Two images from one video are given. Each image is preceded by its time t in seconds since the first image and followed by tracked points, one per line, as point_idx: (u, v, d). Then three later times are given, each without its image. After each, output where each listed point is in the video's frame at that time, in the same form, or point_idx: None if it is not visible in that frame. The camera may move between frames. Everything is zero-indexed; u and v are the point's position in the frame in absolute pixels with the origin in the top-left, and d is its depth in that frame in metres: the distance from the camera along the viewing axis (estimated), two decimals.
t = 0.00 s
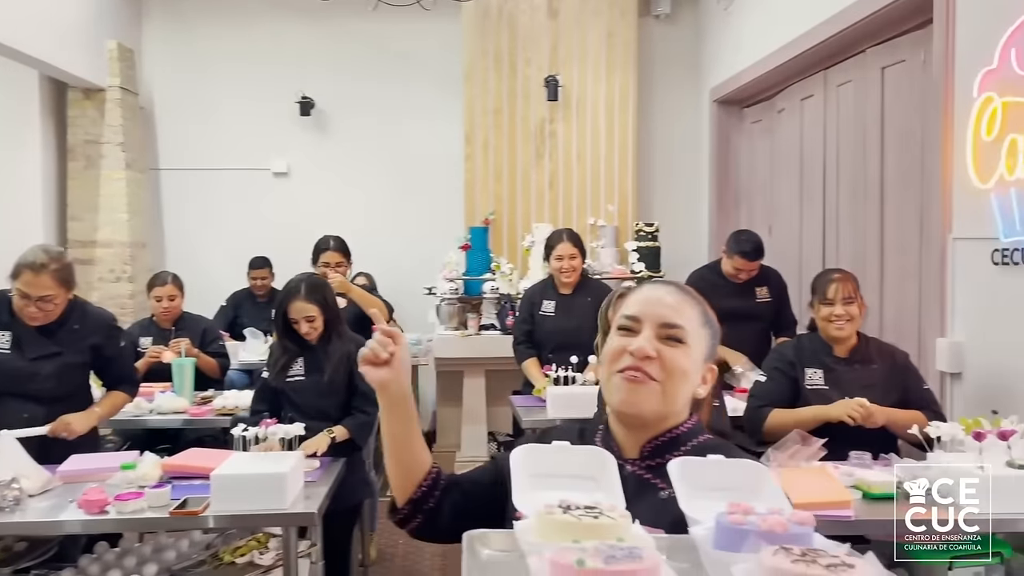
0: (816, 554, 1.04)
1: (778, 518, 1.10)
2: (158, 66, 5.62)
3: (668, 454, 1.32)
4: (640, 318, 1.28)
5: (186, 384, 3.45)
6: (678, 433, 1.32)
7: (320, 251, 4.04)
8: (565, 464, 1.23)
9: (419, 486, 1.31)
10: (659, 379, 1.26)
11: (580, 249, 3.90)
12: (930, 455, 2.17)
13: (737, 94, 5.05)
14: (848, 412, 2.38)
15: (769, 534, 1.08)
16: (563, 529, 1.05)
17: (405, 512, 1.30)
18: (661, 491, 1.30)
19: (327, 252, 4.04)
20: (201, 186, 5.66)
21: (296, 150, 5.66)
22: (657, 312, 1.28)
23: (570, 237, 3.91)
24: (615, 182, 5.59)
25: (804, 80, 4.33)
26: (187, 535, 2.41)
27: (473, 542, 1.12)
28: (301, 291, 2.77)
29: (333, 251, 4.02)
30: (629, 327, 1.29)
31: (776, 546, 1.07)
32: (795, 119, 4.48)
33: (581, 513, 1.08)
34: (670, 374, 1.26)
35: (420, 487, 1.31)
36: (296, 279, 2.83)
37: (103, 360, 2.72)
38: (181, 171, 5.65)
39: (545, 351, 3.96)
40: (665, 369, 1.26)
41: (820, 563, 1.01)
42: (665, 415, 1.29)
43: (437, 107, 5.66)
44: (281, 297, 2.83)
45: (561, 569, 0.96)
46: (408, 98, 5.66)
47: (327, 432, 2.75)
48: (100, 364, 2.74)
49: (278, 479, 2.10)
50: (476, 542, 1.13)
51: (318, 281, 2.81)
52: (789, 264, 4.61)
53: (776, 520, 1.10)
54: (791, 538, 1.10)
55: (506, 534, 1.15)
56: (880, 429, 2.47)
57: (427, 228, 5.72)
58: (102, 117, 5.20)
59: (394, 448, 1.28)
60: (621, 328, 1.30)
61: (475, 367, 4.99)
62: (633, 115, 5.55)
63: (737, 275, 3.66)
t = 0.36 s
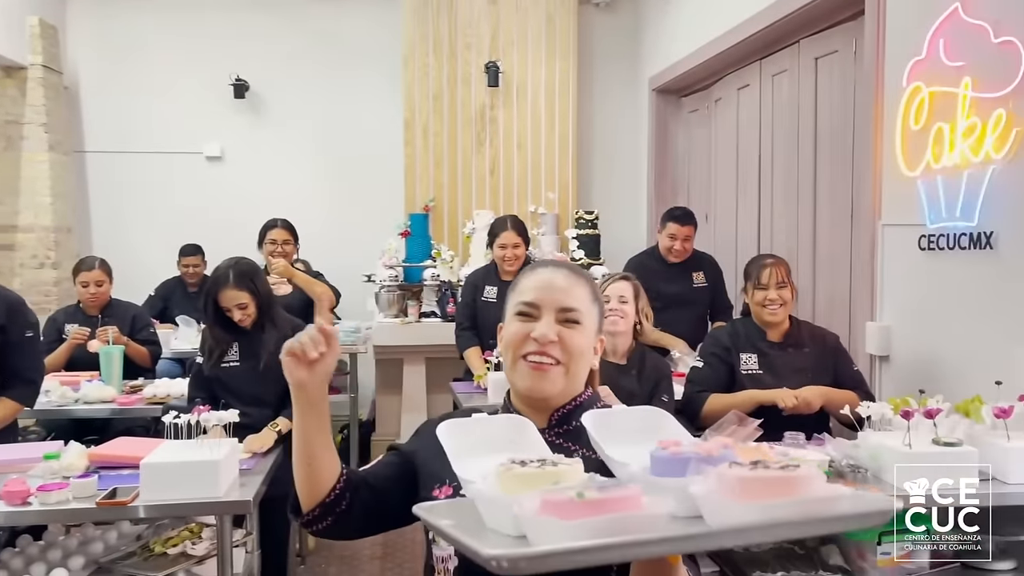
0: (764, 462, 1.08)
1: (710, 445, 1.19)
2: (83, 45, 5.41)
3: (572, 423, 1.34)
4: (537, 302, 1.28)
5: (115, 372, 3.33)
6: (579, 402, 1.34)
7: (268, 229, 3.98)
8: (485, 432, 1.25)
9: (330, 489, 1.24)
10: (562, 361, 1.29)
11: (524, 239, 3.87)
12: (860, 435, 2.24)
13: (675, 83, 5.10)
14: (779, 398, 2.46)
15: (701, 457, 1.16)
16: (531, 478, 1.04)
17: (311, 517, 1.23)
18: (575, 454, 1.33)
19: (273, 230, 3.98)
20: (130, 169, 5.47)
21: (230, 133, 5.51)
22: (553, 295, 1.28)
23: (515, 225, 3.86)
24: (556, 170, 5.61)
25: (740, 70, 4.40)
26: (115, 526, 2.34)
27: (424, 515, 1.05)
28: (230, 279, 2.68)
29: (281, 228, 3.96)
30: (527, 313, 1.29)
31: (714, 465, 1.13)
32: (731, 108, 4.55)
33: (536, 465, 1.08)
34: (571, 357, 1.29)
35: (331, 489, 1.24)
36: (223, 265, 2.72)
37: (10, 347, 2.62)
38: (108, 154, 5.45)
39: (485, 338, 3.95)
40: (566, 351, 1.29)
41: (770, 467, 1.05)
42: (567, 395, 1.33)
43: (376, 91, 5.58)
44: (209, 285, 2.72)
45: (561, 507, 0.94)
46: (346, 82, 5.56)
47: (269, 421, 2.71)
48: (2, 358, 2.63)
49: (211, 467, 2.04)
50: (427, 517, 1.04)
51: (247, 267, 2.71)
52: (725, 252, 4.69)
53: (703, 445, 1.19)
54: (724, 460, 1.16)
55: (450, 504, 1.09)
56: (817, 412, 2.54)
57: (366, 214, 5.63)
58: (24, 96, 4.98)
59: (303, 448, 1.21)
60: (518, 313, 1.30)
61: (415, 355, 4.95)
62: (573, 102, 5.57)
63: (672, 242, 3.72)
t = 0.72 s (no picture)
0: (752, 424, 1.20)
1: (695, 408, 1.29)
2: (35, 20, 5.24)
3: (532, 381, 1.34)
4: (471, 254, 1.32)
5: (73, 356, 3.26)
6: (534, 361, 1.35)
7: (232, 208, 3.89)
8: (472, 397, 1.27)
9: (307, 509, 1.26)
10: (510, 296, 1.29)
11: (488, 223, 3.82)
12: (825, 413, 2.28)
13: (640, 67, 5.11)
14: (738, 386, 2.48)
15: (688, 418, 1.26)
16: (539, 437, 1.10)
17: (300, 537, 1.25)
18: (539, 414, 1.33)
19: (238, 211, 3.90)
20: (86, 150, 5.33)
21: (190, 113, 5.40)
22: (483, 250, 1.34)
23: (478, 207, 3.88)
24: (522, 153, 5.59)
25: (705, 54, 4.42)
26: (75, 511, 2.28)
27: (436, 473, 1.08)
28: (190, 261, 2.61)
29: (247, 208, 3.89)
30: (464, 266, 1.32)
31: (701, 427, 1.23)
32: (696, 92, 4.57)
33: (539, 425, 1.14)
34: (518, 295, 1.30)
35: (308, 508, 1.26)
36: (181, 247, 2.64)
37: None
38: (63, 134, 5.31)
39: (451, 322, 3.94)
40: (513, 290, 1.30)
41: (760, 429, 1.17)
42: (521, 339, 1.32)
43: (340, 72, 5.50)
44: (167, 268, 2.65)
45: (582, 460, 1.00)
46: (309, 62, 5.47)
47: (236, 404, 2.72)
48: None
49: (175, 451, 2.01)
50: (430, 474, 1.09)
51: (207, 249, 2.65)
52: (689, 236, 4.72)
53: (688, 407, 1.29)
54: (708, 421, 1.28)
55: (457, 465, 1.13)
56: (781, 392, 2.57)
57: (329, 197, 5.57)
58: None
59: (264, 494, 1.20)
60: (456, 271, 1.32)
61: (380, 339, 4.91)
62: (538, 85, 5.56)
63: (637, 220, 3.72)
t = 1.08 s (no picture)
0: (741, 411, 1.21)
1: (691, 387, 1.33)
2: None
3: (547, 354, 1.28)
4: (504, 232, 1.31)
5: (54, 339, 3.21)
6: (551, 335, 1.28)
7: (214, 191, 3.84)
8: (484, 355, 1.26)
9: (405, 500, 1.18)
10: (538, 270, 1.26)
11: (469, 221, 3.75)
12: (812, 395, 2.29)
13: (627, 50, 5.10)
14: (720, 366, 2.45)
15: (684, 398, 1.29)
16: (535, 409, 1.11)
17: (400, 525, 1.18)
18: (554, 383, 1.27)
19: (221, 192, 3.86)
20: (65, 130, 5.25)
21: (171, 94, 5.33)
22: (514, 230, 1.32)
23: (461, 199, 3.72)
24: (508, 136, 5.58)
25: (692, 38, 4.41)
26: (59, 495, 2.26)
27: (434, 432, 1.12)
28: (172, 242, 2.56)
29: (230, 190, 3.85)
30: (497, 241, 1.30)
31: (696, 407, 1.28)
32: (683, 75, 4.56)
33: (538, 396, 1.14)
34: (547, 266, 1.28)
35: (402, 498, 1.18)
36: (164, 228, 2.60)
37: None
38: (41, 115, 5.22)
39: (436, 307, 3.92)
40: (543, 261, 1.28)
41: (748, 416, 1.17)
42: (546, 308, 1.28)
43: (323, 54, 5.45)
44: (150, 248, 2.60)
45: (568, 440, 1.01)
46: (293, 44, 5.41)
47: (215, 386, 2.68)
48: None
49: (161, 433, 1.99)
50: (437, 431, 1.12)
51: (189, 230, 2.60)
52: (675, 220, 4.73)
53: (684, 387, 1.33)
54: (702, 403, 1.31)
55: (460, 423, 1.16)
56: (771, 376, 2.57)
57: (313, 180, 5.52)
58: None
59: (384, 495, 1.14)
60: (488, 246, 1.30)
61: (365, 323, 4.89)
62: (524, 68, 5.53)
63: (625, 199, 3.70)
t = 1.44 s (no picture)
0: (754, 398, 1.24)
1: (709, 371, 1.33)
2: None
3: (571, 327, 1.28)
4: (549, 222, 1.19)
5: (51, 325, 3.20)
6: (575, 310, 1.27)
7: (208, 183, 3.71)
8: (518, 345, 1.24)
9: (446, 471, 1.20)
10: (575, 276, 1.21)
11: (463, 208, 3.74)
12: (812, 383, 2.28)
13: (627, 38, 5.07)
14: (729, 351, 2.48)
15: (704, 383, 1.29)
16: (573, 401, 1.13)
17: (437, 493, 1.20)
18: (579, 356, 1.28)
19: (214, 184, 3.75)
20: (63, 116, 5.23)
21: (170, 81, 5.30)
22: (565, 214, 1.20)
23: (453, 184, 3.74)
24: (507, 124, 5.55)
25: (693, 25, 4.38)
26: (55, 481, 2.26)
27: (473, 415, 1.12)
28: (157, 232, 2.54)
29: (221, 178, 3.75)
30: (541, 233, 1.19)
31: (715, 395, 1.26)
32: (684, 63, 4.53)
33: (574, 388, 1.16)
34: (585, 269, 1.21)
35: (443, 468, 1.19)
36: (148, 217, 2.59)
37: None
38: (39, 101, 5.19)
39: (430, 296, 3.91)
40: (582, 264, 1.21)
41: (762, 404, 1.20)
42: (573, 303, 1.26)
43: (322, 40, 5.41)
44: (134, 238, 2.59)
45: (606, 438, 1.04)
46: (291, 30, 5.38)
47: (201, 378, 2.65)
48: None
49: (157, 420, 1.98)
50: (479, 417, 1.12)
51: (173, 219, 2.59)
52: (675, 208, 4.71)
53: (704, 371, 1.32)
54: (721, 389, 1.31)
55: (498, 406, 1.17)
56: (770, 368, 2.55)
57: (312, 167, 5.50)
58: None
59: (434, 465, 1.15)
60: (530, 232, 1.20)
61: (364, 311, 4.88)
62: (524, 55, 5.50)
63: (621, 187, 3.68)
